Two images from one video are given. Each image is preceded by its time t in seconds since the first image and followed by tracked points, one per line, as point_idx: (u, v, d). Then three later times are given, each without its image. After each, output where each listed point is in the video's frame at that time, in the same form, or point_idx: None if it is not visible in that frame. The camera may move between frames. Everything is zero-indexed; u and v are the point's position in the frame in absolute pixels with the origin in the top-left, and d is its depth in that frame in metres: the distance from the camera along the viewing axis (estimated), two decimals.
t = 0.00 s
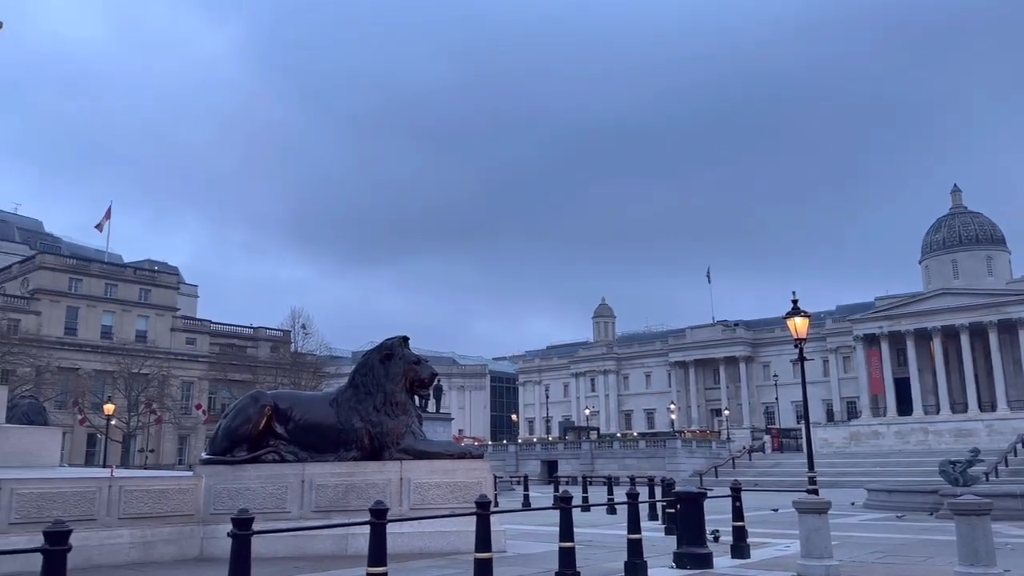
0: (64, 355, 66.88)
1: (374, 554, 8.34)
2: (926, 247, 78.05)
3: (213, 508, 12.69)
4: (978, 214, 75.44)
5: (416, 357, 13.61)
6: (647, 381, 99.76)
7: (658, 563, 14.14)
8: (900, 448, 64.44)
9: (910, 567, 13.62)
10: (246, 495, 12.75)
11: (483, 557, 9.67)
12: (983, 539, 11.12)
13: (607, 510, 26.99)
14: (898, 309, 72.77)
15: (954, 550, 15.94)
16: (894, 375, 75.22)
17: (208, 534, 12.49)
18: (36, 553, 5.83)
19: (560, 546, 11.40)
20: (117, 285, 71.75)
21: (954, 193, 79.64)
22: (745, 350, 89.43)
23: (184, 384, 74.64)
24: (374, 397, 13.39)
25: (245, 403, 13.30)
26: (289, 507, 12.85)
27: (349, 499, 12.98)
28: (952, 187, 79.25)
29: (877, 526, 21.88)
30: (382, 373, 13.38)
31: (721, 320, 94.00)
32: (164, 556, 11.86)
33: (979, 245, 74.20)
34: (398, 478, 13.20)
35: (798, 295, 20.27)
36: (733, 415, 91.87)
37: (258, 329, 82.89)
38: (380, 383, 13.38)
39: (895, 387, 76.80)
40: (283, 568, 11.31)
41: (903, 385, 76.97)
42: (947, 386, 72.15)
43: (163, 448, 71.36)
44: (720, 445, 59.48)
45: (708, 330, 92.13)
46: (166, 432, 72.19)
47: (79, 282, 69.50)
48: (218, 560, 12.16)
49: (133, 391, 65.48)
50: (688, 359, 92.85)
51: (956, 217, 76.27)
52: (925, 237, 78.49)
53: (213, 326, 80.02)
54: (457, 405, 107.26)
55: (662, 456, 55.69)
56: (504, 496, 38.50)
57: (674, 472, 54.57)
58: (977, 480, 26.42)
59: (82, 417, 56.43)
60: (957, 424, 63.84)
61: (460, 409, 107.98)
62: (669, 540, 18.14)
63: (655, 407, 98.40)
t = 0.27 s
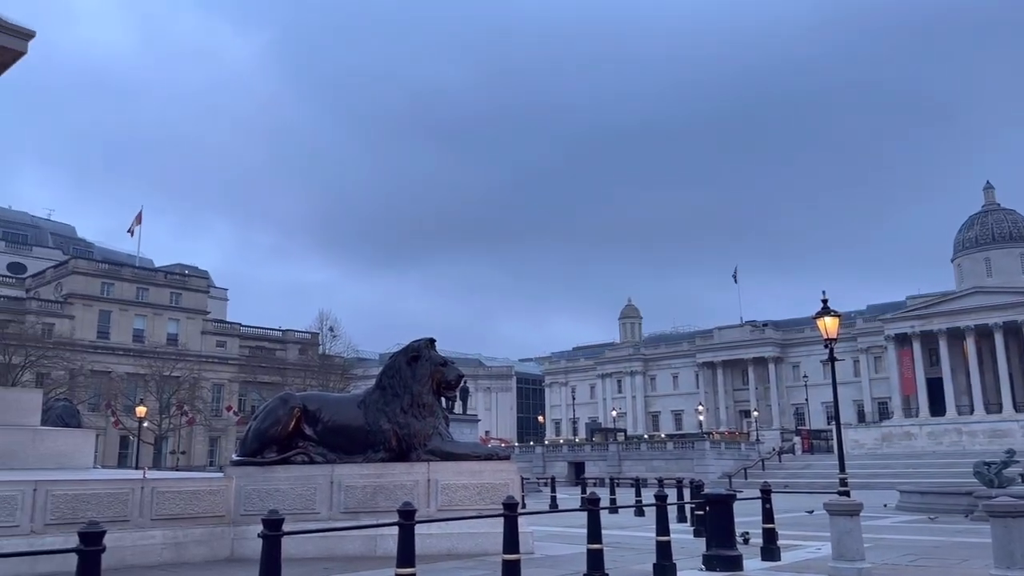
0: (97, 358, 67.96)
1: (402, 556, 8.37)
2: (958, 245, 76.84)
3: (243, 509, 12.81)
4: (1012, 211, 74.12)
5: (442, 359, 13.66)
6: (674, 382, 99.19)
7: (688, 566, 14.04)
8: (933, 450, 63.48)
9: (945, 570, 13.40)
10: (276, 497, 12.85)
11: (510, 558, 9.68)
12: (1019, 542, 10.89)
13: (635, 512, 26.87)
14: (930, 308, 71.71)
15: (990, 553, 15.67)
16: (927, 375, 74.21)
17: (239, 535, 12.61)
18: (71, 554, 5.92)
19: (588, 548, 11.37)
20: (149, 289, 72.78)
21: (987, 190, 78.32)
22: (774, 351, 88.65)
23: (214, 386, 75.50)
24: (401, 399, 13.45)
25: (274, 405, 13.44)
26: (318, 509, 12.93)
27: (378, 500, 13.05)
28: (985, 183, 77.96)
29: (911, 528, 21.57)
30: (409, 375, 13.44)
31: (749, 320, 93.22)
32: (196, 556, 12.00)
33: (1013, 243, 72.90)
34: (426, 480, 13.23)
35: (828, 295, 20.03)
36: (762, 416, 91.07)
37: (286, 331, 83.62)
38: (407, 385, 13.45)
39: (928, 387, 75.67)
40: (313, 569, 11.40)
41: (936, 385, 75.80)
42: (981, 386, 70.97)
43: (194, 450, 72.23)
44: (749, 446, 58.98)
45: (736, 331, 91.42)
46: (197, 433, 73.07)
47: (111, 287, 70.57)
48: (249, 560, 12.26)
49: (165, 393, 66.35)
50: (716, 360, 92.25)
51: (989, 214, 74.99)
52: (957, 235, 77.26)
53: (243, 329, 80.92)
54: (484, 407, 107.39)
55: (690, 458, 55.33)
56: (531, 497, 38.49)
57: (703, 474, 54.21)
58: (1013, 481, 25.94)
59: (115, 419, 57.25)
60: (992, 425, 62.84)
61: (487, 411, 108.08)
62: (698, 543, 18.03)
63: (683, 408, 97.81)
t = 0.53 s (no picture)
0: (129, 361, 68.95)
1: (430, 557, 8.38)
2: (991, 242, 75.59)
3: (274, 510, 12.91)
4: None
5: (468, 361, 13.68)
6: (702, 383, 98.51)
7: (717, 568, 13.93)
8: (968, 450, 62.47)
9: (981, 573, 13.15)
10: (305, 498, 12.94)
11: (539, 560, 9.65)
12: None
13: (664, 514, 26.66)
14: (963, 307, 70.60)
15: None
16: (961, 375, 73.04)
17: (270, 535, 12.71)
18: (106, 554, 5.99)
19: (617, 549, 11.32)
20: (180, 292, 73.75)
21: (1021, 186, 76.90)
22: (804, 351, 87.78)
23: (245, 388, 76.23)
24: (428, 400, 13.51)
25: (303, 407, 13.56)
26: (346, 509, 13.00)
27: (406, 501, 13.11)
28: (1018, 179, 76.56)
29: (944, 530, 21.21)
30: (435, 376, 13.49)
31: (778, 320, 92.36)
32: (227, 557, 12.12)
33: None
34: (453, 481, 13.26)
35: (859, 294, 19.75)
36: (792, 417, 90.15)
37: (314, 334, 84.23)
38: (434, 387, 13.49)
39: (962, 387, 74.45)
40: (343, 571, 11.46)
41: (970, 385, 74.55)
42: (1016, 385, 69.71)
43: (225, 452, 73.02)
44: (779, 448, 58.38)
45: (765, 331, 90.64)
46: (228, 435, 73.82)
47: (142, 290, 71.60)
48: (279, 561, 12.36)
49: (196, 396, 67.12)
50: (745, 360, 91.53)
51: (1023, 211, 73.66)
52: (990, 232, 76.00)
53: (271, 331, 81.65)
54: (511, 409, 107.41)
55: (719, 459, 54.90)
56: (559, 500, 38.40)
57: (732, 476, 53.77)
58: None
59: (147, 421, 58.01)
60: None
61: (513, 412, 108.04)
62: (727, 545, 17.86)
63: (711, 410, 97.09)
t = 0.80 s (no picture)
0: (162, 363, 69.94)
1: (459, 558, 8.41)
2: None
3: (304, 511, 13.02)
4: None
5: (496, 361, 13.70)
6: (731, 383, 97.74)
7: (748, 570, 13.80)
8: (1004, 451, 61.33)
9: None
10: (335, 498, 13.03)
11: (568, 561, 9.64)
12: None
13: (694, 516, 26.46)
14: (998, 306, 69.37)
15: None
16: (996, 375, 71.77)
17: (300, 536, 12.82)
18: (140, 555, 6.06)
19: (646, 551, 11.26)
20: (211, 295, 74.71)
21: None
22: (835, 351, 86.78)
23: (275, 390, 76.96)
24: (456, 401, 13.56)
25: (332, 408, 13.66)
26: (376, 510, 13.07)
27: (434, 501, 13.14)
28: None
29: (981, 532, 20.80)
30: (463, 377, 13.53)
31: (809, 320, 91.39)
32: (258, 557, 12.23)
33: None
34: (481, 482, 13.27)
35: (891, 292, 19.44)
36: (824, 418, 89.10)
37: (343, 336, 84.77)
38: (461, 388, 13.54)
39: (998, 387, 73.13)
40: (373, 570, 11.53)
41: (1006, 384, 73.22)
42: None
43: (256, 452, 73.78)
44: (810, 449, 57.71)
45: (795, 330, 89.76)
46: (259, 436, 74.59)
47: (174, 294, 72.61)
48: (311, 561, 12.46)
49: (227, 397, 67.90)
50: (775, 360, 90.74)
51: None
52: None
53: (301, 333, 82.34)
54: (538, 410, 107.38)
55: (749, 461, 54.43)
56: (587, 500, 38.28)
57: (763, 477, 53.29)
58: None
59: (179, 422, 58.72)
60: None
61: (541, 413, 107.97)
62: (758, 547, 17.68)
63: (741, 410, 96.29)
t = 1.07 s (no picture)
0: (194, 364, 70.84)
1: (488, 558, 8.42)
2: None
3: (335, 511, 13.11)
4: None
5: (523, 362, 13.72)
6: (762, 383, 96.92)
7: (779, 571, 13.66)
8: None
9: None
10: (365, 498, 13.11)
11: (597, 562, 9.62)
12: None
13: (725, 517, 26.23)
14: None
15: None
16: None
17: (331, 535, 12.92)
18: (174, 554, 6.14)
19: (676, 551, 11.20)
20: (242, 297, 75.57)
21: None
22: (867, 350, 85.69)
23: (305, 390, 77.58)
24: (483, 401, 13.61)
25: (362, 408, 13.77)
26: (405, 510, 13.14)
27: (463, 501, 13.16)
28: None
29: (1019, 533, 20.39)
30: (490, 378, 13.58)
31: (840, 318, 90.35)
32: (289, 556, 12.35)
33: None
34: (509, 482, 13.28)
35: (924, 290, 19.15)
36: (856, 417, 88.03)
37: (371, 337, 85.22)
38: (489, 389, 13.59)
39: None
40: (402, 570, 11.59)
41: None
42: None
43: (287, 453, 74.45)
44: (842, 449, 57.00)
45: (826, 329, 88.77)
46: (289, 436, 75.29)
47: (206, 296, 73.54)
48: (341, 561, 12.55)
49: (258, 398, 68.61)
50: (805, 360, 89.92)
51: None
52: None
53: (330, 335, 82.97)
54: (566, 410, 107.21)
55: (780, 461, 53.92)
56: (616, 501, 38.14)
57: (794, 477, 52.77)
58: None
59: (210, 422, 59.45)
60: None
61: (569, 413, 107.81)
62: (790, 548, 17.49)
63: (771, 410, 95.42)
